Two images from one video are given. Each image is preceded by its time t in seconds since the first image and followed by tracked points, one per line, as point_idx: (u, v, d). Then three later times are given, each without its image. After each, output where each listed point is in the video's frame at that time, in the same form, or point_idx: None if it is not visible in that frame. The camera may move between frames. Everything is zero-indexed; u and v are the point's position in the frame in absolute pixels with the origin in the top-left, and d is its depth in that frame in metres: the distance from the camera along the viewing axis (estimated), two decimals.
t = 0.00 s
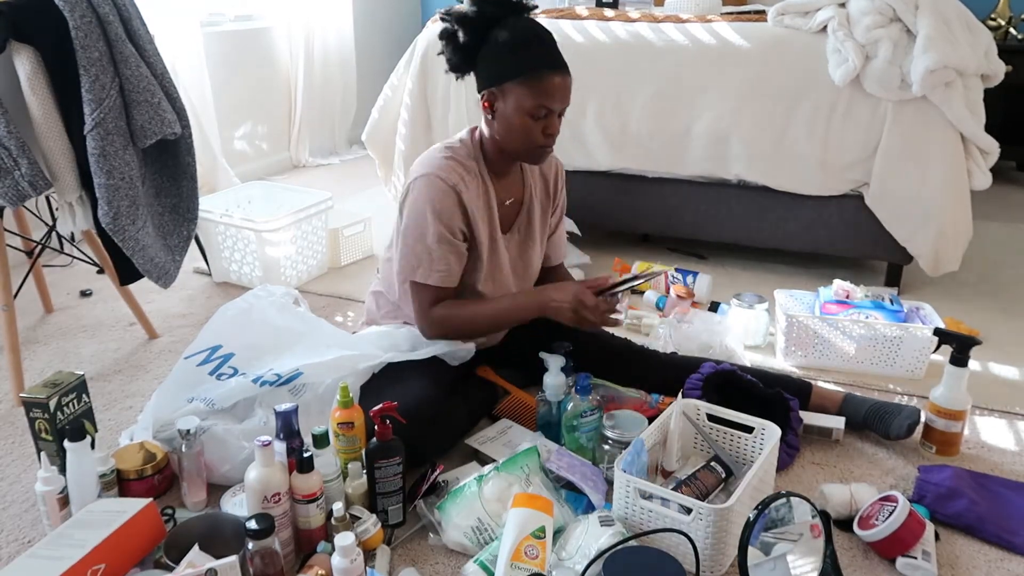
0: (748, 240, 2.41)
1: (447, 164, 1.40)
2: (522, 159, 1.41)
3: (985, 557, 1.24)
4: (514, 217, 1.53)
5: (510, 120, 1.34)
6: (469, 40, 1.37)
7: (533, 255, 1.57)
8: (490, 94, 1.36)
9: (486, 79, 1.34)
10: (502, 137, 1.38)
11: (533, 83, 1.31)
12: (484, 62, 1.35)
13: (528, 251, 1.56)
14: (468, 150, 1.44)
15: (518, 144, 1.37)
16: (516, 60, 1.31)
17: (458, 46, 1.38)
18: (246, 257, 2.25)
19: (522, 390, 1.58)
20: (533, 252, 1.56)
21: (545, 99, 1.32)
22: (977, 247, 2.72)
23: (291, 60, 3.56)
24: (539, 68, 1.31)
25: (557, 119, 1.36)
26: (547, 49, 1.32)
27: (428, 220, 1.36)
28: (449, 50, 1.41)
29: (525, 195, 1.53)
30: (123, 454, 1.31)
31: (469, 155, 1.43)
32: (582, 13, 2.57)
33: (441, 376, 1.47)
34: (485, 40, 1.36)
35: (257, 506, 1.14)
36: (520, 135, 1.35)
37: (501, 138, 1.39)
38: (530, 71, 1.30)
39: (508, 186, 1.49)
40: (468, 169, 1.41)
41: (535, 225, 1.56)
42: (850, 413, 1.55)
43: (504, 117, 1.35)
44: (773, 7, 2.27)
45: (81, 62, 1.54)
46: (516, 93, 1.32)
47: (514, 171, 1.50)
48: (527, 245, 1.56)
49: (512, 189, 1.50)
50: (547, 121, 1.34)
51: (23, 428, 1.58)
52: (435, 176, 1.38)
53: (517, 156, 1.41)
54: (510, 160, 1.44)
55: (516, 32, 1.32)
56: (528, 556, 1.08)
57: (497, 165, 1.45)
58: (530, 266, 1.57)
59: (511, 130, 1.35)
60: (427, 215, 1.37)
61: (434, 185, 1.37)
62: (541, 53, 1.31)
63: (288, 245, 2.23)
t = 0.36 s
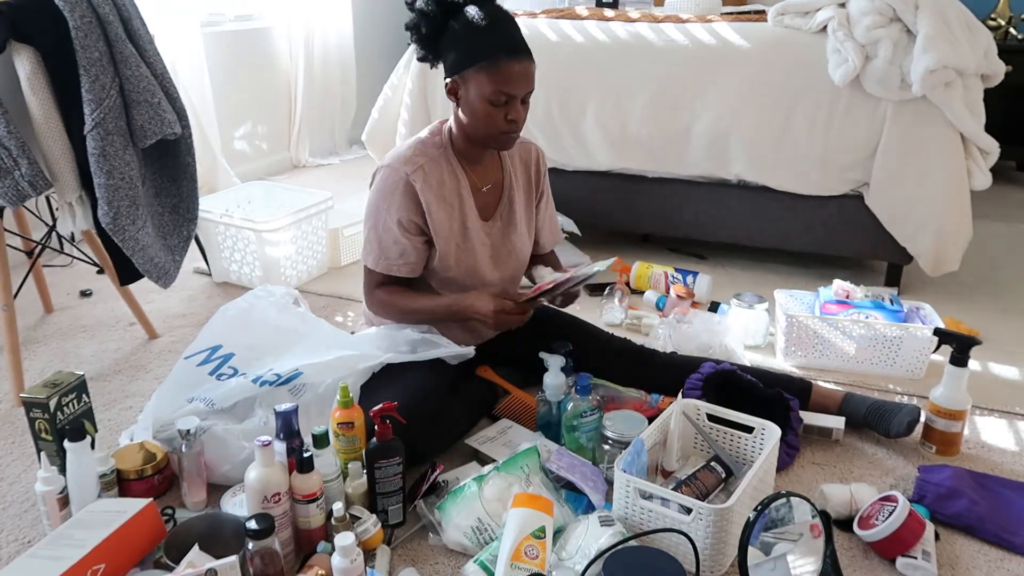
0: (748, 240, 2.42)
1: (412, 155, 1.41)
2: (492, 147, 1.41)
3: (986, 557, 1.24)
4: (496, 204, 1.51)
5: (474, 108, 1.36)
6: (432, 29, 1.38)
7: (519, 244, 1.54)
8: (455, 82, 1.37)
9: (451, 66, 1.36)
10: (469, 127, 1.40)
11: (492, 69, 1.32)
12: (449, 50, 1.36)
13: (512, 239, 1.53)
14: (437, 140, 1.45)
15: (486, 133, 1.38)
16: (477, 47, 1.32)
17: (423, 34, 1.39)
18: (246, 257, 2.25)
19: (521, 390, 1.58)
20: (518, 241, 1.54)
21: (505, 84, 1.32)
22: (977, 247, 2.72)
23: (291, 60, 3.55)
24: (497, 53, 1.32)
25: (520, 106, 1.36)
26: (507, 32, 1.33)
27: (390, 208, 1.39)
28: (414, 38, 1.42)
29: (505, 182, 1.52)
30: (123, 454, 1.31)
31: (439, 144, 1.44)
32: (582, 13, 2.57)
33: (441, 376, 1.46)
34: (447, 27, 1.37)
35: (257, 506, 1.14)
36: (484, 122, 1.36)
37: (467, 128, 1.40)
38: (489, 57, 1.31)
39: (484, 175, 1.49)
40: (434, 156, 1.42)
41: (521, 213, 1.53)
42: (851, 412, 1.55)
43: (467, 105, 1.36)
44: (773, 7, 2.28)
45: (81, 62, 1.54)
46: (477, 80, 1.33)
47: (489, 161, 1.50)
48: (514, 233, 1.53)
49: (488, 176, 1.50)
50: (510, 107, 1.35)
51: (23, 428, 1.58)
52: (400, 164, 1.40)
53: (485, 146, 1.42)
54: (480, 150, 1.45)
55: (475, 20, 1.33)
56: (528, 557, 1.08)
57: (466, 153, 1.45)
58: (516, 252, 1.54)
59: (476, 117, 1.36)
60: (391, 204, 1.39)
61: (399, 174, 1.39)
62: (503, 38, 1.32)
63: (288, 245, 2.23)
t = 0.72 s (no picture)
0: (748, 240, 2.42)
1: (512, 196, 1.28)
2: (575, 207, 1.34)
3: (986, 557, 1.24)
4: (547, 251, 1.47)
5: (572, 171, 1.27)
6: (536, 83, 1.27)
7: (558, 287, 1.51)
8: (554, 141, 1.27)
9: (552, 127, 1.26)
10: (562, 186, 1.31)
11: (599, 138, 1.22)
12: (552, 109, 1.25)
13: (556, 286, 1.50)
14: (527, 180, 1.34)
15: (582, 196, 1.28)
16: (584, 111, 1.22)
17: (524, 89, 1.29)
18: (246, 257, 2.25)
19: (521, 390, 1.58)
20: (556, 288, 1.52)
21: (612, 157, 1.23)
22: (976, 247, 2.72)
23: (291, 60, 3.55)
24: (606, 125, 1.22)
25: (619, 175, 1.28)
26: (618, 101, 1.23)
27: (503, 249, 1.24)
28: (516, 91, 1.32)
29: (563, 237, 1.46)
30: (123, 454, 1.31)
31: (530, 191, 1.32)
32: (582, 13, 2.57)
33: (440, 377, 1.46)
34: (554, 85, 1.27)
35: (257, 506, 1.14)
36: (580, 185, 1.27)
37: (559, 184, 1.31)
38: (597, 125, 1.21)
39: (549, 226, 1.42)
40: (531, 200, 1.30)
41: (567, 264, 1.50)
42: (856, 419, 1.55)
43: (566, 165, 1.27)
44: (773, 7, 2.28)
45: (81, 62, 1.54)
46: (580, 144, 1.23)
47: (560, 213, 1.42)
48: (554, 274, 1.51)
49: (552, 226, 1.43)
50: (610, 176, 1.27)
51: (23, 428, 1.58)
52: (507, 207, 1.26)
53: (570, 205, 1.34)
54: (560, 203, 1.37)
55: (585, 82, 1.23)
56: (528, 556, 1.08)
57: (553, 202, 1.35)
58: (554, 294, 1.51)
59: (573, 180, 1.28)
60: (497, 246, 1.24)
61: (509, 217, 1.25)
62: (614, 106, 1.22)
63: (288, 245, 2.24)
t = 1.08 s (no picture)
0: (748, 240, 2.41)
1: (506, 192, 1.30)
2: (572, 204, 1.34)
3: (986, 557, 1.24)
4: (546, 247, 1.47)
5: (569, 167, 1.27)
6: (534, 80, 1.28)
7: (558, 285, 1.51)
8: (551, 136, 1.27)
9: (549, 123, 1.26)
10: (558, 182, 1.31)
11: (598, 134, 1.22)
12: (548, 105, 1.26)
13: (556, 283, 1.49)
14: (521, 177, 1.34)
15: (580, 193, 1.29)
16: (581, 108, 1.22)
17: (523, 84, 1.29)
18: (246, 257, 2.25)
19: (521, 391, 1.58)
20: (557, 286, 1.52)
21: (609, 152, 1.24)
22: (977, 247, 2.72)
23: (291, 60, 3.55)
24: (604, 121, 1.22)
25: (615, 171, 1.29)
26: (617, 99, 1.24)
27: (497, 243, 1.25)
28: (512, 86, 1.32)
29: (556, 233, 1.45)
30: (123, 454, 1.31)
31: (525, 188, 1.32)
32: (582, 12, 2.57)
33: (439, 378, 1.46)
34: (552, 81, 1.27)
35: (257, 506, 1.14)
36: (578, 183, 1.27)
37: (556, 181, 1.31)
38: (595, 121, 1.22)
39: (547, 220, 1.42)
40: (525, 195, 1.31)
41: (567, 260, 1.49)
42: (853, 419, 1.54)
43: (563, 161, 1.27)
44: (773, 7, 2.28)
45: (81, 62, 1.54)
46: (578, 139, 1.24)
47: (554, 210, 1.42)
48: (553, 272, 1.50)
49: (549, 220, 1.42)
50: (607, 172, 1.27)
51: (23, 428, 1.58)
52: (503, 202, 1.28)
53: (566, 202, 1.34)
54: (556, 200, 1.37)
55: (583, 79, 1.23)
56: (529, 556, 1.08)
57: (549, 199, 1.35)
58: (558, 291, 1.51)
59: (569, 177, 1.28)
60: (489, 241, 1.26)
61: (505, 213, 1.26)
62: (614, 104, 1.23)
63: (288, 245, 2.23)
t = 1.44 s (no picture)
0: (748, 240, 2.42)
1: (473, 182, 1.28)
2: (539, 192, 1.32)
3: (985, 557, 1.24)
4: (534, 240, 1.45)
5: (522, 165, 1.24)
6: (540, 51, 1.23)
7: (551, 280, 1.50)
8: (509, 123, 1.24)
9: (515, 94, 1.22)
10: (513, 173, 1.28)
11: (546, 125, 1.19)
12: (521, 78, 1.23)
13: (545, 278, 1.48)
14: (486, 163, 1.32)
15: (539, 185, 1.27)
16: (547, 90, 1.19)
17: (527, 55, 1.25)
18: (247, 257, 2.25)
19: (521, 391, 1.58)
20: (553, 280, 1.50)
21: (556, 143, 1.21)
22: (977, 248, 2.72)
23: (292, 61, 3.56)
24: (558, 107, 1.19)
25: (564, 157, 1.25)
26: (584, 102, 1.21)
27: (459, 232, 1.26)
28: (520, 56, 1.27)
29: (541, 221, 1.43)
30: (123, 454, 1.31)
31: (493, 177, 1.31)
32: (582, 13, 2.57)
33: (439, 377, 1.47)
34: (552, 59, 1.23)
35: (257, 506, 1.14)
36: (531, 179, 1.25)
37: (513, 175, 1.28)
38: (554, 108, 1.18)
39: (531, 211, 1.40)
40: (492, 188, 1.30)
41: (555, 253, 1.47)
42: (852, 416, 1.55)
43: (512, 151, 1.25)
44: (773, 7, 2.28)
45: (81, 62, 1.55)
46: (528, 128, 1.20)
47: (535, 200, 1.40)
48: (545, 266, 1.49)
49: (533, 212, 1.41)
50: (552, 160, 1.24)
51: (23, 428, 1.59)
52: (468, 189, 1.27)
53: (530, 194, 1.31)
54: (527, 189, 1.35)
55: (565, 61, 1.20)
56: (529, 556, 1.08)
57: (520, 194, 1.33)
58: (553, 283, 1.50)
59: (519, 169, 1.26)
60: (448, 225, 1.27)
61: (467, 199, 1.26)
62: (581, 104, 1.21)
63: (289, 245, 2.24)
